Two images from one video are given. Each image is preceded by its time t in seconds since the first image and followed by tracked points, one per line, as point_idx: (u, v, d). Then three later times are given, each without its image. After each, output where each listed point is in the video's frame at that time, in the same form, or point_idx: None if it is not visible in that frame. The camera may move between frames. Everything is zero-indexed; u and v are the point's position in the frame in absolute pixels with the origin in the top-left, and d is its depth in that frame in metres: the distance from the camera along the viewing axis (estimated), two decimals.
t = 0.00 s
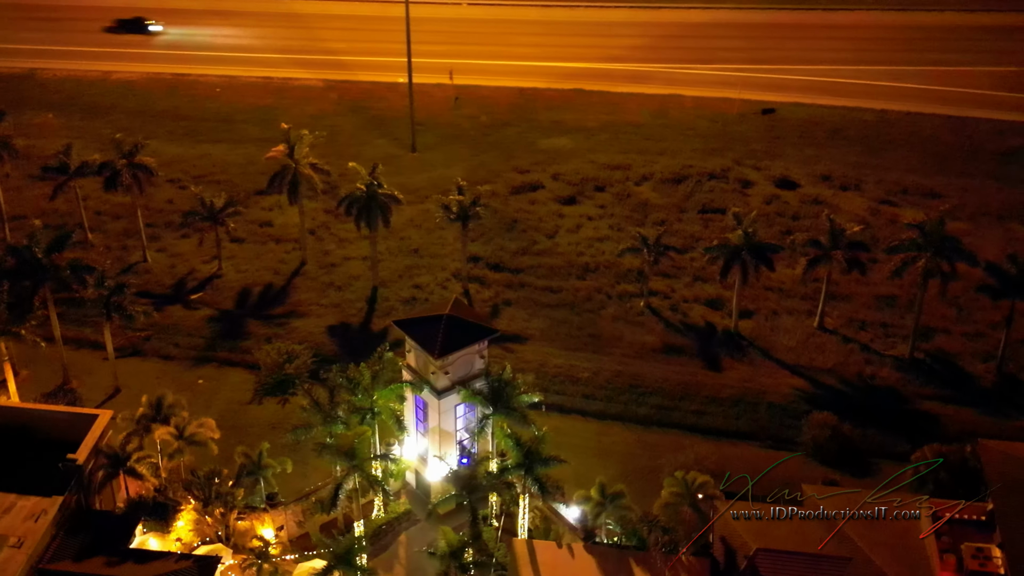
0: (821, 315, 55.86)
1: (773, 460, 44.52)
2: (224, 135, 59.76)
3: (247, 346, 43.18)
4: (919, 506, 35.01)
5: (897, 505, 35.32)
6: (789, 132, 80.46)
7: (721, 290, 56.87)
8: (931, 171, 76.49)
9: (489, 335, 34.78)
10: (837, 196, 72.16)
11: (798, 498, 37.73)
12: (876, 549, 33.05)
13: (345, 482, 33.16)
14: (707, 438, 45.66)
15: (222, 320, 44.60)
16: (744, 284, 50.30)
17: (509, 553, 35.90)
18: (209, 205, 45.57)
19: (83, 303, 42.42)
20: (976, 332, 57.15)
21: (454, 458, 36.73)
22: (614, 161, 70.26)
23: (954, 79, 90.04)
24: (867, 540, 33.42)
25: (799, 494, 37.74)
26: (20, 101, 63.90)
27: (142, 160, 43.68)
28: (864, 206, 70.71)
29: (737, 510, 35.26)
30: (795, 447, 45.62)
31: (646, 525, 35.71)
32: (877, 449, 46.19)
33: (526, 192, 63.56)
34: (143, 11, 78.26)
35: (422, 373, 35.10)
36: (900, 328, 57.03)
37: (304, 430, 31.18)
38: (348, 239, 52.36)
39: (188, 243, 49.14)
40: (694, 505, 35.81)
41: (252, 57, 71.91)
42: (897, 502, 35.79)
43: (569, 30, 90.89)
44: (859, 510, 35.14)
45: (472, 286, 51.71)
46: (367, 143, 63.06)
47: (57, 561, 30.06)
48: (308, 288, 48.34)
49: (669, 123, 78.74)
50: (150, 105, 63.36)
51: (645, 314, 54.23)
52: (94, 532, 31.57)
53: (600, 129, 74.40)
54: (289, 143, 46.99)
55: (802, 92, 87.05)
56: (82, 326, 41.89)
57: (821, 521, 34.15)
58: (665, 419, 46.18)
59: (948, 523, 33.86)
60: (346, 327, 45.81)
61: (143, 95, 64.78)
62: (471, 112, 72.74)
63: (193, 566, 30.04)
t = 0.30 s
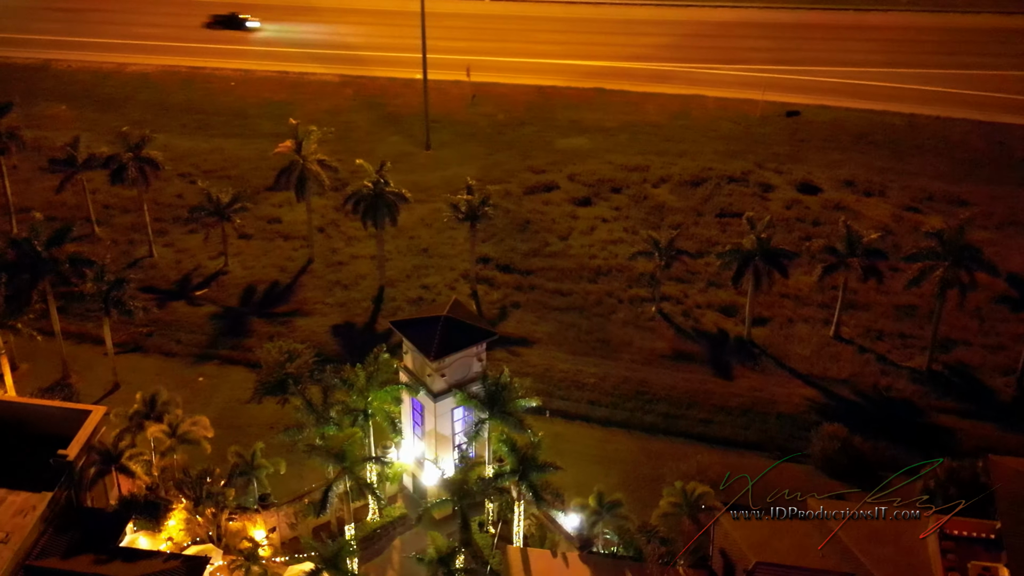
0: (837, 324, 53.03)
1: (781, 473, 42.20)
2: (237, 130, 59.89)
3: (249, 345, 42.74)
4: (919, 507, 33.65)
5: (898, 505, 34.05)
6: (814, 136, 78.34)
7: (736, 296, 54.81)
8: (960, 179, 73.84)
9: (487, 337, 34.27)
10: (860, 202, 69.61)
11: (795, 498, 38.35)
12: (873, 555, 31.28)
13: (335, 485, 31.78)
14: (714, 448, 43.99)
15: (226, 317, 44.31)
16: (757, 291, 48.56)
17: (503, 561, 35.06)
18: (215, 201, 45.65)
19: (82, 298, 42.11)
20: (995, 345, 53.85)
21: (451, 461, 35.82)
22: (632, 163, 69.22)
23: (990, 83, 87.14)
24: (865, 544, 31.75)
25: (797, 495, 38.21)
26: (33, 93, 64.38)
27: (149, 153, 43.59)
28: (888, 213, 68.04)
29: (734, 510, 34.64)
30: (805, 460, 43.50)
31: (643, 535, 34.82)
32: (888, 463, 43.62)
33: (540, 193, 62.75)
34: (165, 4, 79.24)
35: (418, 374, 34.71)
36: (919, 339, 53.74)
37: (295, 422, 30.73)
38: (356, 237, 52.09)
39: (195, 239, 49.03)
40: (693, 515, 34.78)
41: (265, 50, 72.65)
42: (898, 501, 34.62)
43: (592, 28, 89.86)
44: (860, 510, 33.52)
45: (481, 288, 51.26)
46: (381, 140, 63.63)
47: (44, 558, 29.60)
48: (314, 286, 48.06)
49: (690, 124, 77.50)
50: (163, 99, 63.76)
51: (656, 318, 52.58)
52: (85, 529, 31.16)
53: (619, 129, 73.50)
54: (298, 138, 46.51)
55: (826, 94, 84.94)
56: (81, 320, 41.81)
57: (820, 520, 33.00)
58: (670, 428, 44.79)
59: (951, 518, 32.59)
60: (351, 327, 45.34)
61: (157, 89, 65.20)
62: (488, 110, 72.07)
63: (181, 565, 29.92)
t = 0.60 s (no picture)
0: (853, 332, 50.38)
1: (786, 482, 40.73)
2: (250, 124, 60.31)
3: (252, 342, 42.25)
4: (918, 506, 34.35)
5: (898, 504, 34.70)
6: (839, 138, 73.75)
7: (751, 302, 52.72)
8: (990, 184, 69.10)
9: (485, 339, 33.66)
10: (884, 208, 64.63)
11: (796, 497, 39.36)
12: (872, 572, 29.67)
13: (324, 487, 31.13)
14: (721, 457, 42.13)
15: (230, 314, 43.98)
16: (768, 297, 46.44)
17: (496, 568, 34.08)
18: (222, 195, 45.39)
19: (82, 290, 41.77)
20: (1019, 357, 50.94)
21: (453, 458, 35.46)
22: (652, 164, 67.60)
23: None
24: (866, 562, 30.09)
25: (798, 495, 39.39)
26: (48, 83, 64.82)
27: (157, 147, 43.63)
28: (912, 220, 63.31)
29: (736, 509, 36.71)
30: (812, 472, 41.42)
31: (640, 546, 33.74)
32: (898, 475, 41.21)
33: (555, 194, 61.70)
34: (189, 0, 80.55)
35: (415, 376, 34.13)
36: (940, 350, 50.89)
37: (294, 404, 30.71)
38: (366, 235, 51.86)
39: (204, 235, 49.01)
40: (691, 527, 33.62)
41: (282, 45, 73.39)
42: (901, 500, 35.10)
43: (616, 27, 88.50)
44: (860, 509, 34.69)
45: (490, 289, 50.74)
46: (397, 136, 63.88)
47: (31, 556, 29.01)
48: (321, 284, 47.73)
49: (714, 125, 74.27)
50: (178, 92, 64.16)
51: (668, 324, 50.83)
52: (74, 525, 30.45)
53: (639, 130, 72.18)
54: (306, 134, 46.31)
55: (856, 95, 81.24)
56: (82, 311, 41.66)
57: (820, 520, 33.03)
58: (676, 435, 43.06)
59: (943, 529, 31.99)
60: (356, 326, 44.81)
61: (172, 82, 65.66)
62: (505, 108, 71.39)
63: (169, 565, 29.50)
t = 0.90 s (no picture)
0: (870, 342, 47.58)
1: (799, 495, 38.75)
2: (264, 119, 60.50)
3: (256, 340, 41.82)
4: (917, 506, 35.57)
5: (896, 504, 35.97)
6: (866, 142, 70.27)
7: (765, 308, 50.81)
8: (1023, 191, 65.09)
9: (483, 340, 32.75)
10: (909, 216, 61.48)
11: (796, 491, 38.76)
12: None
13: (313, 487, 29.72)
14: (728, 468, 40.45)
15: (234, 311, 43.66)
16: (783, 304, 44.14)
17: None
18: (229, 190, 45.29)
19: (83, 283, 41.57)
20: None
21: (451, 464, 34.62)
22: (671, 165, 65.17)
23: None
24: None
25: (797, 494, 38.58)
26: (64, 75, 65.31)
27: (164, 140, 43.36)
28: (937, 227, 59.82)
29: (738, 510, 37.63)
30: (822, 485, 39.46)
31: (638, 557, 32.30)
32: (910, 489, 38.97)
33: (570, 194, 60.42)
34: None
35: (411, 378, 33.23)
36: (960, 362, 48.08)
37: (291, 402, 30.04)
38: (376, 233, 51.54)
39: (213, 230, 48.97)
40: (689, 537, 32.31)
41: (300, 40, 73.46)
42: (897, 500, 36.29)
43: (640, 26, 86.31)
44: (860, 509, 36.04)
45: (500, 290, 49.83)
46: (413, 133, 63.58)
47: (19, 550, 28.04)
48: (328, 282, 47.41)
49: (736, 127, 71.23)
50: (193, 84, 64.42)
51: (680, 329, 49.31)
52: (64, 522, 29.53)
53: (660, 130, 69.94)
54: (315, 130, 45.95)
55: (888, 99, 77.12)
56: (85, 305, 41.41)
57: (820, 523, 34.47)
58: (683, 444, 41.52)
59: (947, 544, 31.50)
60: (362, 325, 44.31)
61: (188, 74, 65.89)
62: (523, 106, 70.58)
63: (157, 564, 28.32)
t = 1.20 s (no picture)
0: (887, 353, 45.18)
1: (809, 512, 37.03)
2: (280, 114, 60.74)
3: (259, 338, 41.32)
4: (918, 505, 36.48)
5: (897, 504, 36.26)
6: (894, 148, 65.24)
7: (781, 316, 48.85)
8: None
9: (482, 344, 32.07)
10: (937, 224, 57.30)
11: (796, 495, 38.19)
12: None
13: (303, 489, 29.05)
14: (737, 479, 39.14)
15: (239, 309, 43.33)
16: (796, 311, 42.88)
17: None
18: (237, 185, 45.24)
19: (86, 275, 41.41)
20: None
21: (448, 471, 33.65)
22: (692, 168, 62.36)
23: None
24: None
25: (798, 495, 38.10)
26: (81, 66, 65.64)
27: (173, 134, 43.25)
28: (965, 237, 55.84)
29: (737, 509, 37.35)
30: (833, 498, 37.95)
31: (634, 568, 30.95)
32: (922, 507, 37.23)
33: (587, 196, 58.87)
34: None
35: (408, 381, 32.53)
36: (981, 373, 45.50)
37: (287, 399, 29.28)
38: (385, 232, 51.20)
39: (224, 225, 48.92)
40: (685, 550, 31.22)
41: (319, 34, 73.29)
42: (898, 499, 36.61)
43: (669, 25, 82.05)
44: (860, 509, 35.70)
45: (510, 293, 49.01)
46: (430, 130, 63.08)
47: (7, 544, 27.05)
48: (336, 282, 47.07)
49: (762, 129, 67.01)
50: (209, 78, 64.66)
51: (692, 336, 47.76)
52: (57, 518, 28.46)
53: (683, 133, 66.44)
54: (325, 126, 45.72)
55: (931, 104, 70.88)
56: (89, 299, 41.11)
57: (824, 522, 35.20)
58: (690, 453, 40.22)
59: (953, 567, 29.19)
60: (368, 326, 43.75)
61: (206, 68, 66.15)
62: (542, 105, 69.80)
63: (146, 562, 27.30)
